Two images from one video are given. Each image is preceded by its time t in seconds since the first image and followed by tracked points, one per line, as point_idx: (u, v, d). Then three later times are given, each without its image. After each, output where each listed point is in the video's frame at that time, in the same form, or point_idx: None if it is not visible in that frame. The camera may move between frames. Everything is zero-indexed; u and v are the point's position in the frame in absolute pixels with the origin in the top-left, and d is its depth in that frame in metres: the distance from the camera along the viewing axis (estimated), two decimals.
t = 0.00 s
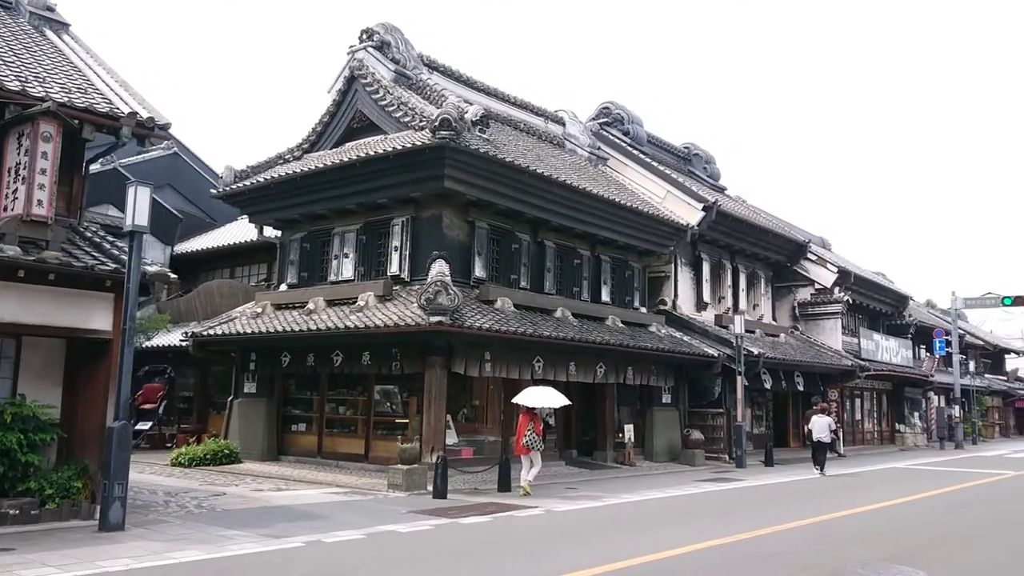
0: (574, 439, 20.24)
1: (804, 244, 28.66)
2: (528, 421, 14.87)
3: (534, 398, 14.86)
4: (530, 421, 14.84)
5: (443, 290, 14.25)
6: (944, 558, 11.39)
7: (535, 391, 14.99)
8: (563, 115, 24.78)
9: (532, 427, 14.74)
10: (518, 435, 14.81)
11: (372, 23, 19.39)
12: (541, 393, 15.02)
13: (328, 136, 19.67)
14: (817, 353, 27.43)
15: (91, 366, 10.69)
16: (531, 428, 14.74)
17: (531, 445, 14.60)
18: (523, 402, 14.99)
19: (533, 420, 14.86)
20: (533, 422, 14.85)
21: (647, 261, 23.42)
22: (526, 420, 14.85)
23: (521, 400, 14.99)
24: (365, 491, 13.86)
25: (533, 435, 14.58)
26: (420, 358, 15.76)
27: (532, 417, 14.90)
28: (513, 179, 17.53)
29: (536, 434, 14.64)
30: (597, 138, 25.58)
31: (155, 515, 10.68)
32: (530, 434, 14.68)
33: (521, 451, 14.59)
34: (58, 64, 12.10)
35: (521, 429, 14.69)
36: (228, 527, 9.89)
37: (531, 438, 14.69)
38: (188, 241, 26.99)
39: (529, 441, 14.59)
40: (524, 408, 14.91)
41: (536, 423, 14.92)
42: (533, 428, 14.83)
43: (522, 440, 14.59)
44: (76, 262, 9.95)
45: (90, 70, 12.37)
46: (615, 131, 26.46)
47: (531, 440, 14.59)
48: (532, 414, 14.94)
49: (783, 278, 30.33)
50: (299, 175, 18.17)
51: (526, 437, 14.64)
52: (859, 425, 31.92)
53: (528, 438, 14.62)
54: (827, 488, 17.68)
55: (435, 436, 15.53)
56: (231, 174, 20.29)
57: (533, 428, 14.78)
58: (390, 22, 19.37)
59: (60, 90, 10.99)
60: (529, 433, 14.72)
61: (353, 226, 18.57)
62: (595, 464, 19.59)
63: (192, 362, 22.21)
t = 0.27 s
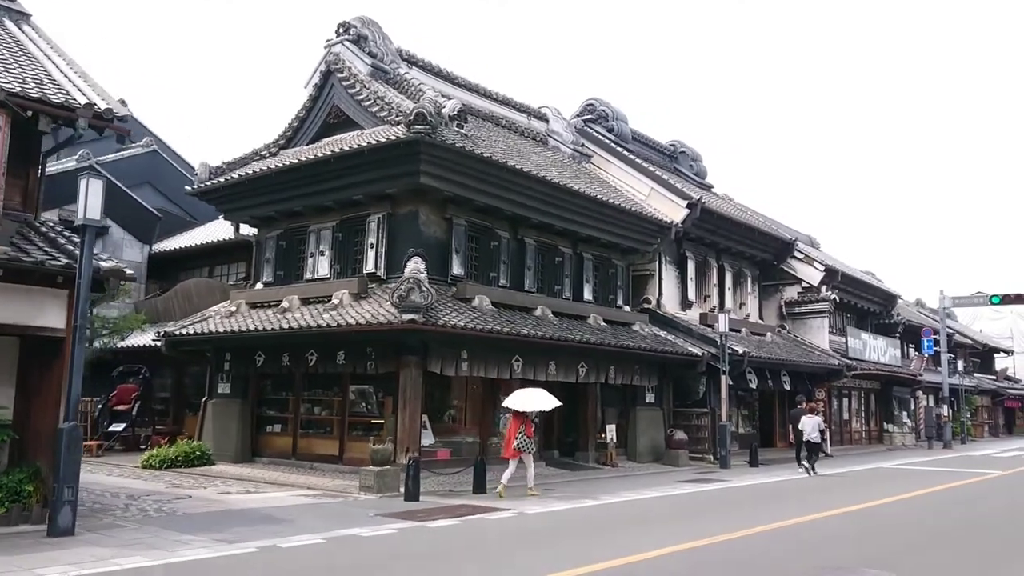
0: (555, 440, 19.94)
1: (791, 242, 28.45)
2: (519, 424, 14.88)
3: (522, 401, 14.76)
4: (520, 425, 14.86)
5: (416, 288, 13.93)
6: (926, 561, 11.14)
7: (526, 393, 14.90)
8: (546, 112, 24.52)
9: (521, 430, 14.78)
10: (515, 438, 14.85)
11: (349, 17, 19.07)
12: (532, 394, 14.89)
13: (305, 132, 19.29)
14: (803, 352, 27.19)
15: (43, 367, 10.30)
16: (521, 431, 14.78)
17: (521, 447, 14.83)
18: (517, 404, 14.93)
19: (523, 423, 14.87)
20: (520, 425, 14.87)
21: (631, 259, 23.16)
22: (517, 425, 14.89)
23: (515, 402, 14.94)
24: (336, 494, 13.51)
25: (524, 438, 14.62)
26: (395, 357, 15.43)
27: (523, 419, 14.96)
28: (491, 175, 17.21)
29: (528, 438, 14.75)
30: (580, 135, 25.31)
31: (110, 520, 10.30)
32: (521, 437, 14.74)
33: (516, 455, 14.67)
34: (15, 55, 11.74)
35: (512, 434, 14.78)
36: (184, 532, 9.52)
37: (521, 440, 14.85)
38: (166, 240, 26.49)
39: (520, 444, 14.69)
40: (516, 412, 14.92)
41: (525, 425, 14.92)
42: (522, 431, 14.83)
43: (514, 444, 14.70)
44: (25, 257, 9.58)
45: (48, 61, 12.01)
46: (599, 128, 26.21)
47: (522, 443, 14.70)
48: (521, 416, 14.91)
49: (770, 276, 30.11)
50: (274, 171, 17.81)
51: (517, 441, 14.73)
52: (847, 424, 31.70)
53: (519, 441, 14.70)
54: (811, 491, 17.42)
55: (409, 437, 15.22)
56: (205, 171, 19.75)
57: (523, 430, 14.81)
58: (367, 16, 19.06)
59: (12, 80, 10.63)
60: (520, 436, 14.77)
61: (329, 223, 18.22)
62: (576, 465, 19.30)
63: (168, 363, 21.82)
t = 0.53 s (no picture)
0: (540, 437, 19.68)
1: (780, 237, 28.21)
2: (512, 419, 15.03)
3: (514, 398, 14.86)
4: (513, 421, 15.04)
5: (393, 282, 13.56)
6: (909, 563, 10.89)
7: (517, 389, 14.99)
8: (533, 105, 24.23)
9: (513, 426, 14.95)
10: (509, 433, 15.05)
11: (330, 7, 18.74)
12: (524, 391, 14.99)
13: (285, 125, 18.97)
14: (793, 348, 26.97)
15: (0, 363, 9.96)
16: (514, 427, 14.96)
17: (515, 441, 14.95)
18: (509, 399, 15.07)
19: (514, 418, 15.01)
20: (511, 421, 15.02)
21: (618, 254, 22.90)
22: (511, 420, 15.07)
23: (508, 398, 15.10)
24: (310, 493, 13.21)
25: (518, 434, 14.79)
26: (373, 353, 15.11)
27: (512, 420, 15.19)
28: (473, 168, 16.90)
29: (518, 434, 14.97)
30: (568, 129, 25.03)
31: (69, 521, 9.98)
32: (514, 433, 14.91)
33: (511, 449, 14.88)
34: None
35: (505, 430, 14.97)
36: (142, 533, 9.21)
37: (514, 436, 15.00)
38: (149, 236, 26.06)
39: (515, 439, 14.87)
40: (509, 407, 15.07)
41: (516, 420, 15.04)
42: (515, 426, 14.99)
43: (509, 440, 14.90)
44: None
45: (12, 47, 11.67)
46: (587, 121, 25.94)
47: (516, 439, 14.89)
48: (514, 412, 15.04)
49: (760, 272, 29.88)
50: (252, 164, 17.50)
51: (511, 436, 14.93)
52: (837, 421, 31.48)
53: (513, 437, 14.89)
54: (797, 489, 17.20)
55: (387, 434, 14.89)
56: (184, 164, 19.38)
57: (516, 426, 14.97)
58: (348, 6, 18.74)
59: None
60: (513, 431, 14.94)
61: (308, 216, 17.90)
62: (560, 463, 19.06)
63: (148, 359, 21.51)
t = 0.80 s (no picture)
0: (526, 436, 19.40)
1: (772, 235, 27.95)
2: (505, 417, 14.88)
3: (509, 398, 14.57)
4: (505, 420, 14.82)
5: (370, 277, 13.23)
6: (896, 564, 10.62)
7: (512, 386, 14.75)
8: (521, 100, 23.95)
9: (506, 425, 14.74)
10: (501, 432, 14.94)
11: None
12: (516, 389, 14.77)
13: (266, 118, 18.64)
14: (785, 347, 26.71)
15: None
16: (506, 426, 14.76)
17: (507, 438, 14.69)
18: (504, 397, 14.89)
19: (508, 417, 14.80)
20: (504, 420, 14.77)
21: (607, 251, 22.63)
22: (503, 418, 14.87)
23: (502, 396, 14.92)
24: (286, 493, 12.90)
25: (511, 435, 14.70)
26: (352, 350, 14.81)
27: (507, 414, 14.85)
28: (456, 162, 16.60)
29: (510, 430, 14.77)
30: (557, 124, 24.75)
31: (26, 523, 9.63)
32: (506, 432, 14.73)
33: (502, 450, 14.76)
34: None
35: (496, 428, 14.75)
36: (100, 534, 8.88)
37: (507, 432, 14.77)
38: (132, 232, 25.71)
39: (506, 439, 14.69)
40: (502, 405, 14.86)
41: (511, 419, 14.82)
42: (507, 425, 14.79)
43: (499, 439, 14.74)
44: None
45: None
46: (576, 117, 25.66)
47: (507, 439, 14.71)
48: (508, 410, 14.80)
49: (752, 270, 29.62)
50: (231, 157, 17.17)
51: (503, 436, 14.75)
52: (830, 420, 31.21)
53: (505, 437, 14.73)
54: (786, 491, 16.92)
55: (367, 433, 14.58)
56: (164, 158, 19.03)
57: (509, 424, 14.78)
58: None
59: None
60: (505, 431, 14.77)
61: (289, 212, 17.59)
62: (545, 462, 18.77)
63: (129, 357, 21.17)
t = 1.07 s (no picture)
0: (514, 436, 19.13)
1: (766, 232, 27.69)
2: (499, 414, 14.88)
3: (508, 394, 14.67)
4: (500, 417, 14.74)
5: (348, 275, 12.95)
6: (885, 565, 10.32)
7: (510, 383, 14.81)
8: (511, 96, 23.68)
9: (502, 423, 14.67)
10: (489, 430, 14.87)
11: None
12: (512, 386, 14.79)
13: (249, 114, 18.33)
14: (779, 345, 26.45)
15: None
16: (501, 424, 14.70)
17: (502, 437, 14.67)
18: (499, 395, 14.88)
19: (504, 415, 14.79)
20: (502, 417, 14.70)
21: (597, 249, 22.37)
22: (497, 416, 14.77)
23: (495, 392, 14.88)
24: (263, 495, 12.62)
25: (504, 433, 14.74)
26: (332, 349, 14.51)
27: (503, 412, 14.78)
28: (440, 158, 16.31)
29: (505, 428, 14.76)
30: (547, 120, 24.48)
31: None
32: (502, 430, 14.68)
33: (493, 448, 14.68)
34: None
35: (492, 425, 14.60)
36: (57, 539, 8.59)
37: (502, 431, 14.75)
38: (118, 230, 25.40)
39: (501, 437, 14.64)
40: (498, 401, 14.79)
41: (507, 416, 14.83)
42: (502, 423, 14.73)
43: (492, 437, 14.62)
44: None
45: None
46: (567, 113, 25.39)
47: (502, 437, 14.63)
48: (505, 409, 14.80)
49: (746, 268, 29.36)
50: (212, 154, 16.88)
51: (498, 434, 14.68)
52: (825, 419, 30.93)
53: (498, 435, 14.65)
54: (777, 494, 16.65)
55: (348, 434, 14.30)
56: (146, 155, 18.74)
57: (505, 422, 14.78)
58: None
59: None
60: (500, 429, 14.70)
61: (272, 209, 17.30)
62: (534, 463, 18.49)
63: (112, 356, 20.87)
